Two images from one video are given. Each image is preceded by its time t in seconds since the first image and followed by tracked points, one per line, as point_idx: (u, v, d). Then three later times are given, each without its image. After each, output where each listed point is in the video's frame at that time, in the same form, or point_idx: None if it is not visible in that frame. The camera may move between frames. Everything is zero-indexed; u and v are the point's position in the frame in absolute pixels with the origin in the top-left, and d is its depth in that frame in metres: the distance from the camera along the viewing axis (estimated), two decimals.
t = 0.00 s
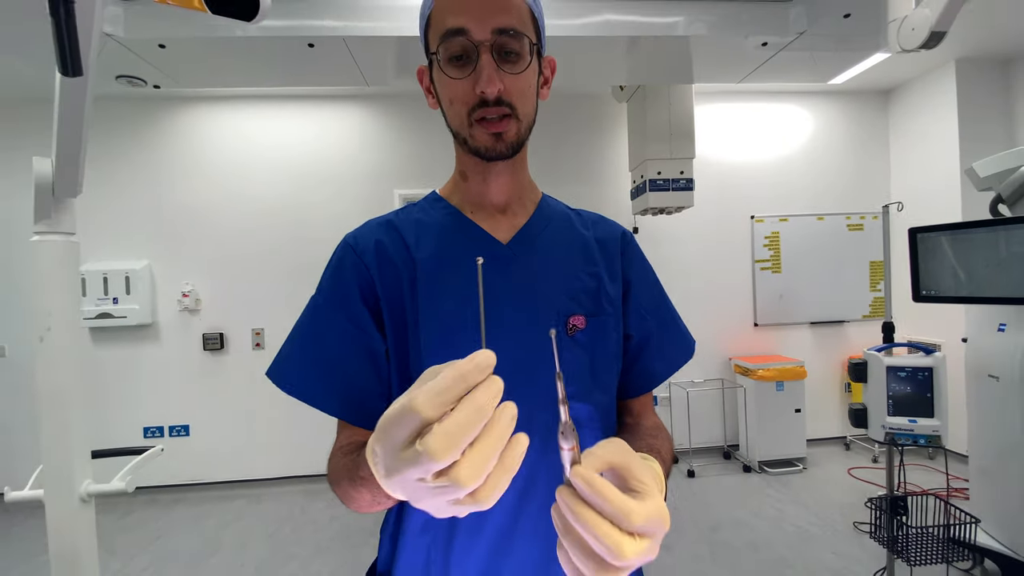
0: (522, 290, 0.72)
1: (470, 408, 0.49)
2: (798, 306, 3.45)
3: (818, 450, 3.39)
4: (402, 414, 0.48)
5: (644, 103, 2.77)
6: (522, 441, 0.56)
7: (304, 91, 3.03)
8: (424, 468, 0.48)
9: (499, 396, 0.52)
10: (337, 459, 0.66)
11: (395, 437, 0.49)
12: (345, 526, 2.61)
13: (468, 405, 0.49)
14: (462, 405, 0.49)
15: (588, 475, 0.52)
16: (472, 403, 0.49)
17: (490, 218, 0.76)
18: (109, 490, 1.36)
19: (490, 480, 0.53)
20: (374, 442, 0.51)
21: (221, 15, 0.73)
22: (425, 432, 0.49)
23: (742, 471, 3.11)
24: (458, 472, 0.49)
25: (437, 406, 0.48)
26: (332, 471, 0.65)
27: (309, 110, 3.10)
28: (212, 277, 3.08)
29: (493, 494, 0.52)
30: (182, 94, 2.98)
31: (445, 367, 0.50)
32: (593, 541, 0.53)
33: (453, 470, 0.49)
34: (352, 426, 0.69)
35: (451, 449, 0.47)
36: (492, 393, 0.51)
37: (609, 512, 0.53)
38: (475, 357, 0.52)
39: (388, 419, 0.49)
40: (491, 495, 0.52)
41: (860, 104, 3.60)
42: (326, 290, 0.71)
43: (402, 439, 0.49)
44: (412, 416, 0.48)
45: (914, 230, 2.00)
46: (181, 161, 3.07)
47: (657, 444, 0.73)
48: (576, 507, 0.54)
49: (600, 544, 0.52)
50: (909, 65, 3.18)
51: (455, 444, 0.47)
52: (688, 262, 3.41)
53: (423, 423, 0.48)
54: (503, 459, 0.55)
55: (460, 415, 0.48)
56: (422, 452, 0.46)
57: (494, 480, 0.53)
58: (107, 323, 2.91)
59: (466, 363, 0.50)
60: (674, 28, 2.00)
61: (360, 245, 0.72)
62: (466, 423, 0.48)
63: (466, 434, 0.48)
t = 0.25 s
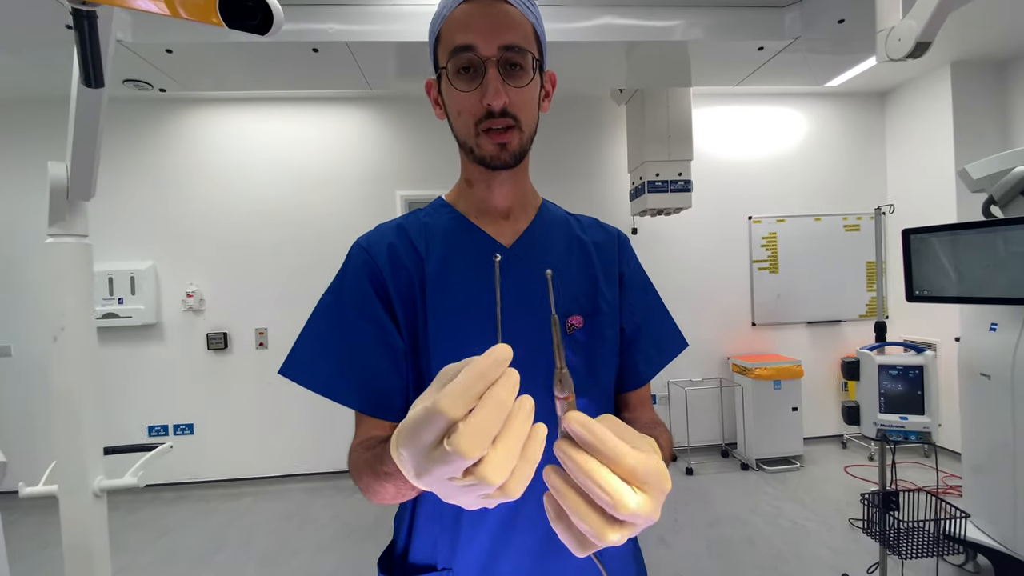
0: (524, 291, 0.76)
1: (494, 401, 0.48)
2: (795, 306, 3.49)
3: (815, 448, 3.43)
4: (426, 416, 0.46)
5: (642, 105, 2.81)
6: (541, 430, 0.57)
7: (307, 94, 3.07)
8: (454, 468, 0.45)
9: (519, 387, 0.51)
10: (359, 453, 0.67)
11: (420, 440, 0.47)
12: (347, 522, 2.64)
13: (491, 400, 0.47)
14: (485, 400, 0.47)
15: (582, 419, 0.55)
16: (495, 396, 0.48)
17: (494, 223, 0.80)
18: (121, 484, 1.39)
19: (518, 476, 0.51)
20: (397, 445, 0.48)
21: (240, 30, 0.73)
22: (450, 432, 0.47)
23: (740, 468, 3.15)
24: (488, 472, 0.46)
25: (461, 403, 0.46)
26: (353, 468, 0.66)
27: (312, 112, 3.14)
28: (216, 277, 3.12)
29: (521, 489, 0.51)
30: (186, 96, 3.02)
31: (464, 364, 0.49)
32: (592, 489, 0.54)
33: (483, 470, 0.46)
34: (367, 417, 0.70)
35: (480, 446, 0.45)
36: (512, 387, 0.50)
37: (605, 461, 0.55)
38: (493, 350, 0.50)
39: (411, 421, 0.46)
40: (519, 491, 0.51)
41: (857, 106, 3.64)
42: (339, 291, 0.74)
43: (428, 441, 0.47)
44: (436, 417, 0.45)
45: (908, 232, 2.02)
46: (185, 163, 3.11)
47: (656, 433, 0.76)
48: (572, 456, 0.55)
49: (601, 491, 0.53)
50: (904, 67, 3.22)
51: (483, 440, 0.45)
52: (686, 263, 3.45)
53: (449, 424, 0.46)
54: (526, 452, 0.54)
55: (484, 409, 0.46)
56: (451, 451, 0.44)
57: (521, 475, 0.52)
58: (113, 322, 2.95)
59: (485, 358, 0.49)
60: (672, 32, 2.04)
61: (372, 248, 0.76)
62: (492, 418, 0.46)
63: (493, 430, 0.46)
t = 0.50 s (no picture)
0: (526, 292, 0.79)
1: (502, 415, 0.49)
2: (794, 306, 3.52)
3: (814, 447, 3.46)
4: (438, 431, 0.47)
5: (642, 107, 2.83)
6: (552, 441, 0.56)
7: (308, 95, 3.09)
8: (466, 481, 0.47)
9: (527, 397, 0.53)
10: (375, 449, 0.67)
11: (432, 453, 0.49)
12: (350, 520, 2.67)
13: (500, 414, 0.49)
14: (494, 413, 0.49)
15: (580, 413, 0.58)
16: (503, 409, 0.50)
17: (497, 226, 0.82)
18: (129, 481, 1.41)
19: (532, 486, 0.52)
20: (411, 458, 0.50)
21: (249, 38, 0.75)
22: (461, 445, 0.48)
23: (738, 467, 3.17)
24: (498, 484, 0.48)
25: (471, 418, 0.48)
26: (367, 464, 0.67)
27: (314, 112, 3.16)
28: (218, 277, 3.14)
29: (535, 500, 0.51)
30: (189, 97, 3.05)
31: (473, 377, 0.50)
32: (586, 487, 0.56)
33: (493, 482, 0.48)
34: (380, 409, 0.73)
35: (491, 461, 0.47)
36: (520, 397, 0.52)
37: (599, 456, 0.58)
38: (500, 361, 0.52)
39: (424, 436, 0.48)
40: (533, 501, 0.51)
41: (856, 107, 3.66)
42: (349, 292, 0.77)
43: (441, 455, 0.48)
44: (448, 433, 0.47)
45: (905, 233, 2.04)
46: (188, 163, 3.13)
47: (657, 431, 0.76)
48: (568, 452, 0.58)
49: (596, 487, 0.55)
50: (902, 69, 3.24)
51: (494, 454, 0.47)
52: (685, 263, 3.47)
53: (460, 438, 0.47)
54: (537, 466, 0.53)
55: (494, 424, 0.48)
56: (464, 466, 0.46)
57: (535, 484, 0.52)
58: (116, 321, 2.97)
59: (493, 369, 0.50)
60: (672, 33, 2.07)
61: (380, 250, 0.78)
62: (501, 432, 0.48)
63: (502, 443, 0.48)
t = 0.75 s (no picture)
0: (531, 296, 0.81)
1: (513, 429, 0.50)
2: (794, 307, 3.54)
3: (813, 448, 3.48)
4: (450, 443, 0.49)
5: (642, 109, 2.85)
6: (563, 453, 0.55)
7: (310, 98, 3.11)
8: (476, 494, 0.49)
9: (540, 410, 0.53)
10: (387, 452, 0.68)
11: (445, 465, 0.50)
12: (353, 520, 2.69)
13: (511, 429, 0.50)
14: (505, 428, 0.50)
15: (593, 426, 0.58)
16: (515, 423, 0.51)
17: (501, 233, 0.84)
18: (136, 482, 1.43)
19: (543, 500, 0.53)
20: (424, 469, 0.52)
21: (257, 48, 0.78)
22: (473, 458, 0.50)
23: (738, 467, 3.19)
24: (509, 497, 0.50)
25: (482, 431, 0.49)
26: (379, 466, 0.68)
27: (315, 115, 3.18)
28: (220, 278, 3.15)
29: (546, 514, 0.53)
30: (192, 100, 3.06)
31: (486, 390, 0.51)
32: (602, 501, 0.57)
33: (503, 495, 0.50)
34: (391, 410, 0.74)
35: (500, 476, 0.48)
36: (532, 411, 0.52)
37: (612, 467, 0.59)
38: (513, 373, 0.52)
39: (436, 448, 0.50)
40: (545, 514, 0.53)
41: (854, 110, 3.68)
42: (359, 296, 0.80)
43: (452, 468, 0.50)
44: (459, 445, 0.48)
45: (903, 235, 2.05)
46: (190, 165, 3.15)
47: (662, 431, 0.76)
48: (582, 467, 0.58)
49: (611, 501, 0.56)
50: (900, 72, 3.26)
51: (504, 470, 0.48)
52: (685, 265, 3.49)
53: (472, 451, 0.49)
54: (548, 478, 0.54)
55: (505, 439, 0.49)
56: (474, 480, 0.48)
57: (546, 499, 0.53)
58: (119, 323, 2.99)
59: (505, 383, 0.50)
60: (671, 38, 2.09)
61: (387, 255, 0.80)
62: (511, 448, 0.49)
63: (513, 459, 0.49)
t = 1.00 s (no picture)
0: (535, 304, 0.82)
1: (526, 448, 0.50)
2: (794, 312, 3.55)
3: (814, 453, 3.48)
4: (463, 462, 0.50)
5: (642, 116, 2.88)
6: (570, 468, 0.56)
7: (313, 104, 3.14)
8: (489, 513, 0.50)
9: (553, 426, 0.54)
10: (395, 460, 0.68)
11: (458, 482, 0.51)
12: (354, 525, 2.69)
13: (523, 446, 0.50)
14: (517, 446, 0.51)
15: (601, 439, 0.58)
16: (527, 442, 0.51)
17: (505, 242, 0.86)
18: (140, 487, 1.44)
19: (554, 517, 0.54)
20: (434, 488, 0.53)
21: (265, 59, 0.79)
22: (485, 475, 0.51)
23: (739, 472, 3.19)
24: (520, 515, 0.51)
25: (494, 451, 0.50)
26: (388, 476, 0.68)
27: (318, 122, 3.21)
28: (223, 283, 3.17)
29: (557, 534, 0.54)
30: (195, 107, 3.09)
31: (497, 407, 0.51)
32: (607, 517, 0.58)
33: (516, 513, 0.51)
34: (399, 416, 0.75)
35: (513, 495, 0.49)
36: (544, 428, 0.53)
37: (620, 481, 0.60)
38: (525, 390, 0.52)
39: (450, 467, 0.51)
40: (557, 530, 0.54)
41: (853, 116, 3.70)
42: (365, 305, 0.81)
43: (463, 488, 0.51)
44: (471, 464, 0.49)
45: (902, 241, 2.06)
46: (193, 172, 3.17)
47: (667, 438, 0.76)
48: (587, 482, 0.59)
49: (618, 518, 0.57)
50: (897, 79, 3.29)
51: (517, 491, 0.49)
52: (685, 269, 3.50)
53: (483, 470, 0.50)
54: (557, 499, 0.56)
55: (517, 458, 0.50)
56: (486, 500, 0.49)
57: (558, 515, 0.54)
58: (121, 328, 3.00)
59: (515, 401, 0.50)
60: (670, 45, 2.11)
61: (394, 264, 0.82)
62: (524, 466, 0.50)
63: (526, 477, 0.50)
